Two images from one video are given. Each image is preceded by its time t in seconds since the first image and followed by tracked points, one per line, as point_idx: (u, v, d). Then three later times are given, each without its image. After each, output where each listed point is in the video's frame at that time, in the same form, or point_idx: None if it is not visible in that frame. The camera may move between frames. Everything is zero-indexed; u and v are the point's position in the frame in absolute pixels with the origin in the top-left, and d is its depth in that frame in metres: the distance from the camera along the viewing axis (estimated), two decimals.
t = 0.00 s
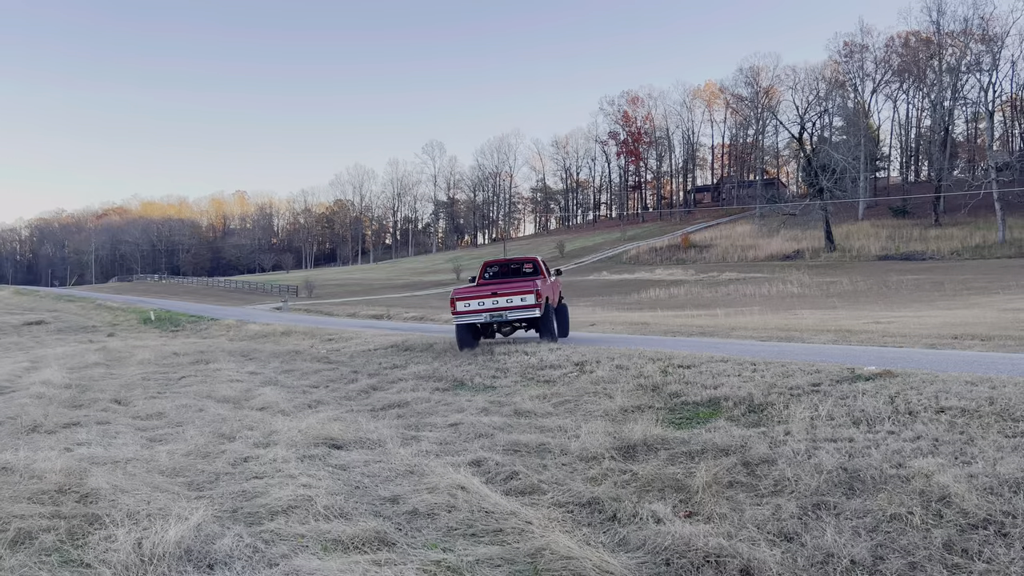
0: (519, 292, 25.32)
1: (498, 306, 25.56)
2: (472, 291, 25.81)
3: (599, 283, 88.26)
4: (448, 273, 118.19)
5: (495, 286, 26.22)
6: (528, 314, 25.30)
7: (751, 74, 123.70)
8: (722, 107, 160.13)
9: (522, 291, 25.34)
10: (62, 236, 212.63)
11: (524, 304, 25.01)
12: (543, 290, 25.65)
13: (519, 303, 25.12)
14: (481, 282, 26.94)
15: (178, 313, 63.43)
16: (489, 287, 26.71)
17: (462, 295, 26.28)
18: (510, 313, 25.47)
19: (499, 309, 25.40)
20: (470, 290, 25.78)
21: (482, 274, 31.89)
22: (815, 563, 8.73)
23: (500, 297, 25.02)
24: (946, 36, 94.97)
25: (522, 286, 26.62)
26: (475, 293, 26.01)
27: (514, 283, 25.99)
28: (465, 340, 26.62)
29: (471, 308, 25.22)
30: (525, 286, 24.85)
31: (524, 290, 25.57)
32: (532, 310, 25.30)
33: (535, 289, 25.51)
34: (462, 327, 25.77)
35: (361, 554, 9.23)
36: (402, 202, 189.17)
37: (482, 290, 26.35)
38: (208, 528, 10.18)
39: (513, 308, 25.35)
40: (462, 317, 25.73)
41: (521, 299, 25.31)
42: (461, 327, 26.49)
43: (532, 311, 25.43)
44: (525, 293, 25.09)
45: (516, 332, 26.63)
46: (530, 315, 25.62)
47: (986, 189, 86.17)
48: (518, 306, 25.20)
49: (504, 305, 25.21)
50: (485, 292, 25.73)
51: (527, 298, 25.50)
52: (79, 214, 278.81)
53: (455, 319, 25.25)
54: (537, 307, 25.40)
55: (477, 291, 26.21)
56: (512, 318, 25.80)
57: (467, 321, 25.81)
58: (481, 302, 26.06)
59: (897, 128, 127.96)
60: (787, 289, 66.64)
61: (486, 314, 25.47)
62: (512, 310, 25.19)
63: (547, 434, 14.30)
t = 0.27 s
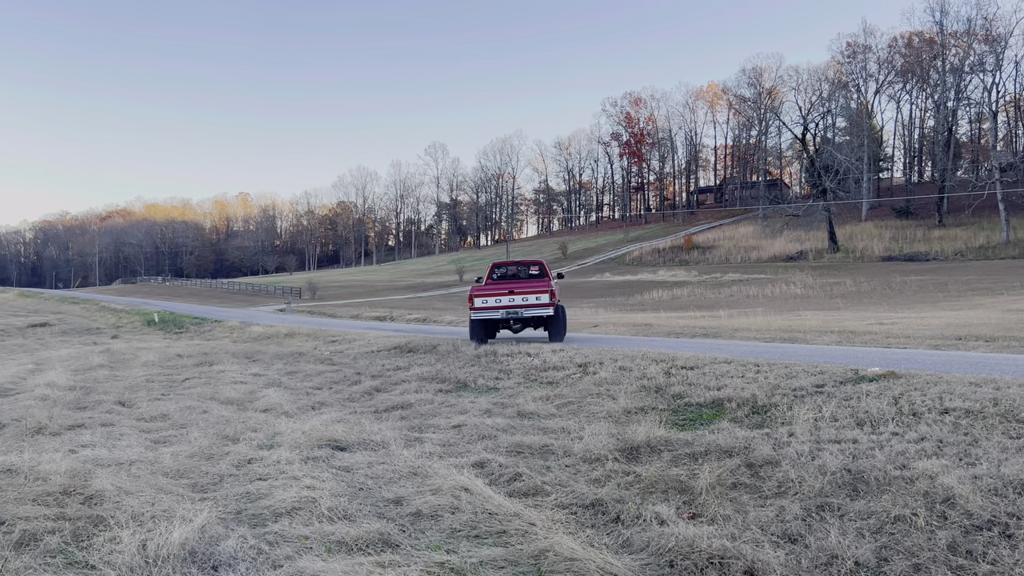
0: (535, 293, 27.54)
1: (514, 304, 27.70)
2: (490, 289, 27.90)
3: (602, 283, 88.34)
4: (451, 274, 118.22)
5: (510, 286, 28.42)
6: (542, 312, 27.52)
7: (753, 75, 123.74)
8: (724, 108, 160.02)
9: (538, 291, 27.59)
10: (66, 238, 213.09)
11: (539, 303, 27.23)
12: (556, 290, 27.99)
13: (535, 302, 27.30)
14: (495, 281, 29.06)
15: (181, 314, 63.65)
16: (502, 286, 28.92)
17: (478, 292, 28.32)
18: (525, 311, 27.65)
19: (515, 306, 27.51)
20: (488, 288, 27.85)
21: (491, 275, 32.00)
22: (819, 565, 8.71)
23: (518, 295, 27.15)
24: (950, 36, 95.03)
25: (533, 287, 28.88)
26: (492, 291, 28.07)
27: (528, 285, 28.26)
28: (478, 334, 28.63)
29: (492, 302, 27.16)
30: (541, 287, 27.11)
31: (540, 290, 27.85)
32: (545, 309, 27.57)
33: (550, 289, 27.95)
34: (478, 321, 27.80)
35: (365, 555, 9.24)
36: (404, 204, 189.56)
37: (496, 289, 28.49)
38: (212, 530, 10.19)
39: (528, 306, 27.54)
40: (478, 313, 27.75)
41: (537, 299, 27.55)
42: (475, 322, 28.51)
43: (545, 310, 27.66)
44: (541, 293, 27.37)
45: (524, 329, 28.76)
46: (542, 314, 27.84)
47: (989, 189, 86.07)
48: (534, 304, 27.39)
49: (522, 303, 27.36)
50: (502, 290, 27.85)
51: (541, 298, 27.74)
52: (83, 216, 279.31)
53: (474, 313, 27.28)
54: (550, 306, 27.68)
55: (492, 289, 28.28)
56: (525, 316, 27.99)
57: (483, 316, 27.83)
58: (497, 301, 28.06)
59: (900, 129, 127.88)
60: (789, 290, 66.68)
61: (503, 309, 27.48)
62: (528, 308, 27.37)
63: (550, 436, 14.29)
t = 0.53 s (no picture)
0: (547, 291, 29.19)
1: (527, 301, 29.19)
2: (504, 287, 29.29)
3: (608, 284, 88.54)
4: (456, 276, 118.25)
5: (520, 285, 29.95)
6: (553, 310, 29.14)
7: (758, 76, 123.66)
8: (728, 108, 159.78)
9: (550, 289, 29.24)
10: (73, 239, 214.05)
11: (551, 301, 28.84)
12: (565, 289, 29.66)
13: (549, 298, 28.90)
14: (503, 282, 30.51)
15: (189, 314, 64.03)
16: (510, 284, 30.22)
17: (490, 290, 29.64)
18: (537, 308, 29.17)
19: (529, 303, 28.96)
20: (502, 286, 29.25)
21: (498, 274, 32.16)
22: (824, 565, 8.69)
23: (532, 291, 28.63)
24: (955, 35, 94.93)
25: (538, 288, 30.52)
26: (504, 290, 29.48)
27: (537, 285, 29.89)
28: (489, 330, 29.81)
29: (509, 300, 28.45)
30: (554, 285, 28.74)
31: (550, 288, 29.47)
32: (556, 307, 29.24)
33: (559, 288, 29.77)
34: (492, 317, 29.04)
35: (370, 556, 9.24)
36: (408, 205, 190.48)
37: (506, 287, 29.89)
38: (217, 530, 10.22)
39: (541, 303, 29.09)
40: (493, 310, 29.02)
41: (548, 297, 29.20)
42: (487, 318, 29.75)
43: (556, 308, 29.29)
44: (554, 290, 29.04)
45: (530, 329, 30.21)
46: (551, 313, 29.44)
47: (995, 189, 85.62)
48: (547, 301, 28.96)
49: (535, 300, 28.89)
50: (515, 288, 29.33)
51: (552, 296, 29.38)
52: (90, 218, 280.01)
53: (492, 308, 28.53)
54: (560, 304, 29.30)
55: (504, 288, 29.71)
56: (536, 313, 29.49)
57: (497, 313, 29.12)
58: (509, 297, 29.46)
59: (906, 129, 127.56)
60: (792, 291, 66.62)
61: (519, 306, 28.90)
62: (541, 305, 28.91)
63: (555, 436, 14.28)
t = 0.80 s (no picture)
0: (555, 293, 29.12)
1: (534, 302, 29.15)
2: (511, 288, 29.20)
3: (614, 284, 87.85)
4: (460, 276, 117.76)
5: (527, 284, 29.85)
6: (560, 311, 29.13)
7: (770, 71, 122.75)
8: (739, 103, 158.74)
9: (557, 290, 29.18)
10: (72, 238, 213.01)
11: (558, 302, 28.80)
12: (572, 290, 29.58)
13: (556, 301, 28.87)
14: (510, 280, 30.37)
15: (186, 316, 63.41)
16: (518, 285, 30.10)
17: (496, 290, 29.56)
18: (544, 310, 29.16)
19: (537, 305, 28.95)
20: (510, 287, 29.15)
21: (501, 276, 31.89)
22: (839, 571, 8.36)
23: (540, 295, 28.59)
24: (972, 29, 94.27)
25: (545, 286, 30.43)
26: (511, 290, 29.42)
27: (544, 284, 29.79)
28: (495, 330, 29.87)
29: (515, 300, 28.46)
30: (562, 287, 28.66)
31: (558, 289, 29.38)
32: (563, 309, 29.23)
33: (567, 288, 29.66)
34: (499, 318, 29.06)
35: (374, 562, 8.95)
36: (413, 203, 189.98)
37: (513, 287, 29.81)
38: (217, 535, 9.94)
39: (548, 305, 29.06)
40: (499, 311, 29.02)
41: (556, 299, 29.15)
42: (493, 318, 29.79)
43: (562, 310, 29.28)
44: (562, 293, 28.96)
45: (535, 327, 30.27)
46: (558, 313, 29.44)
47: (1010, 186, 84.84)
48: (555, 303, 28.93)
49: (543, 302, 28.87)
50: (522, 289, 29.25)
51: (559, 297, 29.34)
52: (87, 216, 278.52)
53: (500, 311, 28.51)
54: (567, 306, 29.29)
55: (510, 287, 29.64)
56: (542, 313, 29.49)
57: (505, 314, 29.11)
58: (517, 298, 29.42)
59: (921, 125, 126.57)
60: (807, 290, 65.91)
61: (525, 307, 28.91)
62: (549, 307, 28.89)
63: (562, 440, 13.94)
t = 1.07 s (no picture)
0: (563, 295, 27.54)
1: (541, 303, 27.56)
2: (516, 289, 27.54)
3: (628, 285, 83.95)
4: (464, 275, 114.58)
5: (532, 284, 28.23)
6: (569, 314, 27.63)
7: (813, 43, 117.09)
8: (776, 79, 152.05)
9: (566, 292, 27.65)
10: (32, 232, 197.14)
11: (567, 305, 27.27)
12: (582, 292, 27.92)
13: (566, 303, 27.35)
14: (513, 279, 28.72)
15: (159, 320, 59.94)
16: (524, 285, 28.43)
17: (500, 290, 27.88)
18: (551, 312, 27.63)
19: (544, 307, 27.38)
20: (516, 288, 27.49)
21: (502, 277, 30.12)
22: None
23: (549, 297, 27.01)
24: None
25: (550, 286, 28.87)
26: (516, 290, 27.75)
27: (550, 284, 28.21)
28: (498, 332, 28.29)
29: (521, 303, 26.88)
30: (570, 289, 27.11)
31: (567, 291, 27.72)
32: (570, 311, 27.75)
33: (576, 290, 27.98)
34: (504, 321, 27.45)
35: None
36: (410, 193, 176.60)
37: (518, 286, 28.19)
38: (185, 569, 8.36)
39: (557, 307, 27.53)
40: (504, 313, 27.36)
41: (564, 302, 27.59)
42: (496, 320, 28.18)
43: (570, 312, 27.78)
44: (571, 295, 27.43)
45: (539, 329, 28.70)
46: (564, 316, 27.93)
47: None
48: (564, 306, 27.39)
49: (551, 305, 27.30)
50: (529, 289, 27.62)
51: (568, 298, 27.81)
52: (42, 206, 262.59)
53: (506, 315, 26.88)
54: (575, 308, 27.78)
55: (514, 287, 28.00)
56: (548, 316, 27.94)
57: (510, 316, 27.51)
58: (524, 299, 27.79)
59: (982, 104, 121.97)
60: (856, 292, 63.28)
61: (532, 310, 27.31)
62: (556, 310, 27.35)
63: (576, 459, 12.28)
